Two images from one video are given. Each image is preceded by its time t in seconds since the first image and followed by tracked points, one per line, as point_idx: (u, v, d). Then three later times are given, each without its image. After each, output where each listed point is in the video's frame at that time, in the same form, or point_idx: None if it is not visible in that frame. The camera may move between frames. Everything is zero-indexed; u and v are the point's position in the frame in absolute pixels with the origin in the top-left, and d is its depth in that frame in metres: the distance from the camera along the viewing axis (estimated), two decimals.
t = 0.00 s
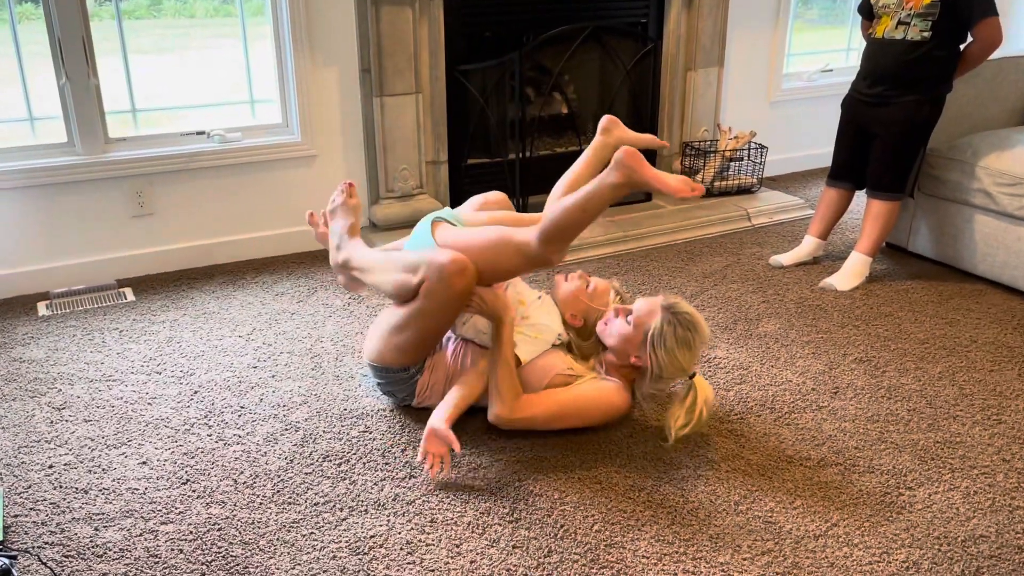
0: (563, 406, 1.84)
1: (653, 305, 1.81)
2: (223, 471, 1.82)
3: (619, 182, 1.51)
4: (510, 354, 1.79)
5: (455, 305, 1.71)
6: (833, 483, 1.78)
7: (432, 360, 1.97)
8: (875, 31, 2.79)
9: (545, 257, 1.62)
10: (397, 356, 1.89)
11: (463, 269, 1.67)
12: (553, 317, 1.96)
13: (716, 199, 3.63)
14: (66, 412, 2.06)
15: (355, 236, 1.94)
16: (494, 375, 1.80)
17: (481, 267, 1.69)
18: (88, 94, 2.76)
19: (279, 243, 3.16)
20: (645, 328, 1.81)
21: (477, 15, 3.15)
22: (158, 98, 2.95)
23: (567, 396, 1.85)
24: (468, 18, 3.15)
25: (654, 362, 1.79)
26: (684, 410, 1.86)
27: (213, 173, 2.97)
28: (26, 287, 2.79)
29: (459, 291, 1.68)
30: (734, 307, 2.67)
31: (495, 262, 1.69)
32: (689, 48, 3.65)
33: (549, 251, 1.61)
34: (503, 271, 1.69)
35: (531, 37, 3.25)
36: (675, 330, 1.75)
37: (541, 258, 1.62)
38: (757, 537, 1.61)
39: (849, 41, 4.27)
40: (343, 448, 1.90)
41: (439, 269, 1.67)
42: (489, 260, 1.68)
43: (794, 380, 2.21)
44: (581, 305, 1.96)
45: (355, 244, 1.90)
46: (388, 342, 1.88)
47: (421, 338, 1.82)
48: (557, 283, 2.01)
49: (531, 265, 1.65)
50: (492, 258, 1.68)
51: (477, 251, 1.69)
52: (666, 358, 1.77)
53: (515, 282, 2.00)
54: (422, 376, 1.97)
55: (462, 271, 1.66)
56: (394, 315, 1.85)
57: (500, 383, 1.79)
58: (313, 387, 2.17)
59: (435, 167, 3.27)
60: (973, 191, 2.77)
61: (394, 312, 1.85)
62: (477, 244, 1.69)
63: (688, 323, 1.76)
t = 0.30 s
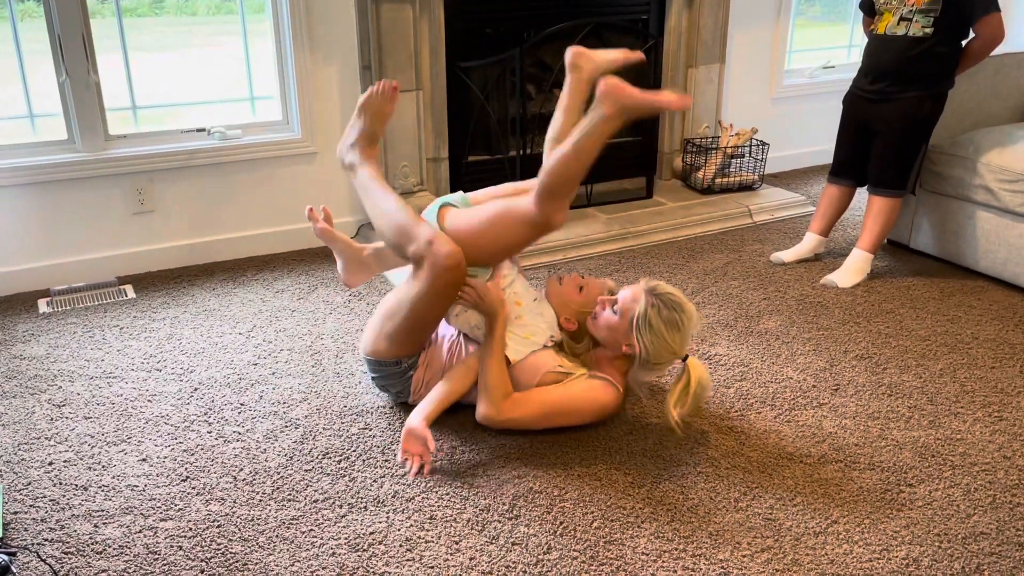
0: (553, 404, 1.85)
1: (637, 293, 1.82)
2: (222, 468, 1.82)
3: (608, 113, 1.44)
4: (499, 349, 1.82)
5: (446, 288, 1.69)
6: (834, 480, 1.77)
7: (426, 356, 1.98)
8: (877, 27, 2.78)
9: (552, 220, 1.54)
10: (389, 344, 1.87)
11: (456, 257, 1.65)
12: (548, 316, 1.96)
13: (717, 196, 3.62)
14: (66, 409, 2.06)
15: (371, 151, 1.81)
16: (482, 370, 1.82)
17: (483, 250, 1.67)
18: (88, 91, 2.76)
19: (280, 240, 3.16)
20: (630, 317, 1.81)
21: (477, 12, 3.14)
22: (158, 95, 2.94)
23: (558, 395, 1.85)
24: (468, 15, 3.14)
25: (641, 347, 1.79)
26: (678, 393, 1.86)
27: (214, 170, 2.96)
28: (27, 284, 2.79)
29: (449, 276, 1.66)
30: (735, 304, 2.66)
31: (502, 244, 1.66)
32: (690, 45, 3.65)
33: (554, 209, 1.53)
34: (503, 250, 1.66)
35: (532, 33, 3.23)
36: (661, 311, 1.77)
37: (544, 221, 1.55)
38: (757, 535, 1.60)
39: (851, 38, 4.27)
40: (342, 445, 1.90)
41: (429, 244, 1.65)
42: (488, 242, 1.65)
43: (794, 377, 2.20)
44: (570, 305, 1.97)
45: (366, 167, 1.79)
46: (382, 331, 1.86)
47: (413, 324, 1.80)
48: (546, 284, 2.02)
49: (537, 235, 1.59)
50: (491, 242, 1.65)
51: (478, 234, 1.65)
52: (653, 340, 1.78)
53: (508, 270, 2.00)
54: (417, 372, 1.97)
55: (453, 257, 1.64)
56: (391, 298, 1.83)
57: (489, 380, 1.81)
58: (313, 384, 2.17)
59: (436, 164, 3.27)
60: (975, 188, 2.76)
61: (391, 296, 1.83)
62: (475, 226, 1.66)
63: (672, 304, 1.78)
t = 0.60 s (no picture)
0: (565, 403, 1.85)
1: (653, 299, 1.81)
2: (226, 467, 1.82)
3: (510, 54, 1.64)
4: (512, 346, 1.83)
5: (457, 287, 1.73)
6: (837, 479, 1.77)
7: (437, 357, 1.97)
8: (880, 26, 2.78)
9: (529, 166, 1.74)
10: (399, 345, 1.88)
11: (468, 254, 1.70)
12: (566, 310, 1.95)
13: (721, 195, 3.62)
14: (71, 408, 2.06)
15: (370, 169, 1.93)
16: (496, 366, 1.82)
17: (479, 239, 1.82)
18: (92, 91, 2.76)
19: (284, 239, 3.16)
20: (646, 322, 1.80)
21: (480, 11, 3.14)
22: (162, 95, 2.95)
23: (570, 395, 1.85)
24: (471, 13, 3.14)
25: (657, 352, 1.79)
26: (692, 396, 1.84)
27: (217, 169, 2.97)
28: (31, 283, 2.80)
29: (461, 275, 1.71)
30: (738, 303, 2.66)
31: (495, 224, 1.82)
32: (693, 44, 3.64)
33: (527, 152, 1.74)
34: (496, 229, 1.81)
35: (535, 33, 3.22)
36: (677, 319, 1.76)
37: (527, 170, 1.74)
38: (759, 534, 1.60)
39: (855, 36, 4.26)
40: (346, 444, 1.90)
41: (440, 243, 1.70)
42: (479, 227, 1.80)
43: (798, 376, 2.20)
44: (590, 306, 1.92)
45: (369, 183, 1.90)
46: (393, 334, 1.87)
47: (425, 324, 1.82)
48: (567, 280, 1.98)
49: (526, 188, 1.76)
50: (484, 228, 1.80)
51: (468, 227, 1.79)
52: (669, 347, 1.77)
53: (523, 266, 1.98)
54: (426, 372, 1.96)
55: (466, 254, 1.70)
56: (400, 302, 1.85)
57: (503, 377, 1.81)
58: (316, 383, 2.18)
59: (439, 164, 3.27)
60: (979, 186, 2.75)
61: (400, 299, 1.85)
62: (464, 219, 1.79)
63: (689, 311, 1.77)
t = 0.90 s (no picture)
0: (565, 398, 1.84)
1: (637, 290, 1.80)
2: (230, 467, 1.82)
3: (433, 48, 1.73)
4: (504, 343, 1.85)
5: (434, 282, 1.73)
6: (841, 480, 1.77)
7: (431, 355, 1.97)
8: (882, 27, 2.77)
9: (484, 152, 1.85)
10: (391, 345, 1.89)
11: (445, 246, 1.71)
12: (560, 307, 1.96)
13: (723, 195, 3.61)
14: (75, 408, 2.07)
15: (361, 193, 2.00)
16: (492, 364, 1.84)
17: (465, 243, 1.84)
18: (96, 91, 2.77)
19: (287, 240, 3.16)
20: (631, 313, 1.80)
21: (482, 11, 3.14)
22: (166, 95, 2.95)
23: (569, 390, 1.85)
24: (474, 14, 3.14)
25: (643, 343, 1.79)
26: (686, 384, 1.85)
27: (220, 169, 2.97)
28: (35, 284, 2.80)
29: (440, 269, 1.71)
30: (741, 304, 2.66)
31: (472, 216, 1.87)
32: (696, 44, 3.64)
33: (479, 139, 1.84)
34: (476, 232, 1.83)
35: (538, 32, 3.25)
36: (659, 308, 1.76)
37: (484, 157, 1.81)
38: (764, 535, 1.60)
39: (857, 37, 4.26)
40: (349, 445, 1.90)
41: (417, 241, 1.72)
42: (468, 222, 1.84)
43: (801, 377, 2.20)
44: (581, 298, 1.93)
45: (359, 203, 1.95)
46: (383, 331, 1.88)
47: (411, 321, 1.83)
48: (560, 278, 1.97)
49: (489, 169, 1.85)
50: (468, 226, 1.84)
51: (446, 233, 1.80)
52: (654, 337, 1.78)
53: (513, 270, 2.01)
54: (424, 371, 1.96)
55: (441, 246, 1.70)
56: (388, 302, 1.86)
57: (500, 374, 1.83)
58: (320, 383, 2.18)
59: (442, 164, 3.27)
60: (982, 187, 2.75)
61: (388, 298, 1.86)
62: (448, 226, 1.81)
63: (670, 298, 1.77)
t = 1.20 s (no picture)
0: (569, 400, 1.85)
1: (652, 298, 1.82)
2: (233, 468, 1.83)
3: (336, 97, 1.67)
4: (508, 346, 1.84)
5: (433, 284, 1.73)
6: (844, 482, 1.77)
7: (434, 359, 1.96)
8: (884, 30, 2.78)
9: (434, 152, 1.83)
10: (392, 348, 1.90)
11: (441, 249, 1.70)
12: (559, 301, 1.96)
13: (726, 197, 3.62)
14: (79, 409, 2.07)
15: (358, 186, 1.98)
16: (496, 367, 1.83)
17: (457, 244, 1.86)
18: (100, 94, 2.78)
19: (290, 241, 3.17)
20: (645, 321, 1.81)
21: (485, 14, 3.15)
22: (169, 97, 2.96)
23: (574, 392, 1.85)
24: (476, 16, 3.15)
25: (655, 352, 1.82)
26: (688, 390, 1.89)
27: (223, 171, 2.98)
28: (39, 285, 2.81)
29: (438, 272, 1.71)
30: (744, 305, 2.66)
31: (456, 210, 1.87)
32: (698, 46, 3.65)
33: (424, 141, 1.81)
34: (465, 223, 1.83)
35: (541, 33, 3.27)
36: (676, 320, 1.80)
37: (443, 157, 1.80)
38: (766, 536, 1.61)
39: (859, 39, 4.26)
40: (352, 446, 1.91)
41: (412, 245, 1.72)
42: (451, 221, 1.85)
43: (803, 378, 2.20)
44: (569, 279, 1.96)
45: (358, 197, 1.95)
46: (384, 333, 1.89)
47: (411, 323, 1.83)
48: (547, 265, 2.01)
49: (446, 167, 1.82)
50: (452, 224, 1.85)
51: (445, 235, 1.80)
52: (667, 348, 1.81)
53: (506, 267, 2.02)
54: (425, 376, 1.96)
55: (437, 249, 1.69)
56: (388, 303, 1.87)
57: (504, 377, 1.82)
58: (323, 385, 2.19)
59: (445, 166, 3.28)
60: (984, 189, 2.76)
61: (388, 299, 1.87)
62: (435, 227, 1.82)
63: (686, 312, 1.81)
